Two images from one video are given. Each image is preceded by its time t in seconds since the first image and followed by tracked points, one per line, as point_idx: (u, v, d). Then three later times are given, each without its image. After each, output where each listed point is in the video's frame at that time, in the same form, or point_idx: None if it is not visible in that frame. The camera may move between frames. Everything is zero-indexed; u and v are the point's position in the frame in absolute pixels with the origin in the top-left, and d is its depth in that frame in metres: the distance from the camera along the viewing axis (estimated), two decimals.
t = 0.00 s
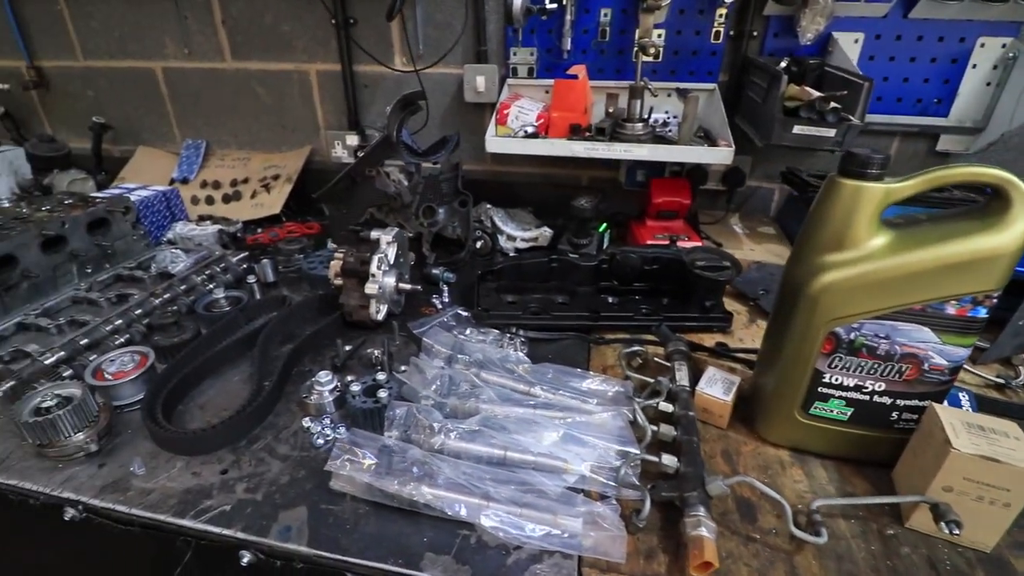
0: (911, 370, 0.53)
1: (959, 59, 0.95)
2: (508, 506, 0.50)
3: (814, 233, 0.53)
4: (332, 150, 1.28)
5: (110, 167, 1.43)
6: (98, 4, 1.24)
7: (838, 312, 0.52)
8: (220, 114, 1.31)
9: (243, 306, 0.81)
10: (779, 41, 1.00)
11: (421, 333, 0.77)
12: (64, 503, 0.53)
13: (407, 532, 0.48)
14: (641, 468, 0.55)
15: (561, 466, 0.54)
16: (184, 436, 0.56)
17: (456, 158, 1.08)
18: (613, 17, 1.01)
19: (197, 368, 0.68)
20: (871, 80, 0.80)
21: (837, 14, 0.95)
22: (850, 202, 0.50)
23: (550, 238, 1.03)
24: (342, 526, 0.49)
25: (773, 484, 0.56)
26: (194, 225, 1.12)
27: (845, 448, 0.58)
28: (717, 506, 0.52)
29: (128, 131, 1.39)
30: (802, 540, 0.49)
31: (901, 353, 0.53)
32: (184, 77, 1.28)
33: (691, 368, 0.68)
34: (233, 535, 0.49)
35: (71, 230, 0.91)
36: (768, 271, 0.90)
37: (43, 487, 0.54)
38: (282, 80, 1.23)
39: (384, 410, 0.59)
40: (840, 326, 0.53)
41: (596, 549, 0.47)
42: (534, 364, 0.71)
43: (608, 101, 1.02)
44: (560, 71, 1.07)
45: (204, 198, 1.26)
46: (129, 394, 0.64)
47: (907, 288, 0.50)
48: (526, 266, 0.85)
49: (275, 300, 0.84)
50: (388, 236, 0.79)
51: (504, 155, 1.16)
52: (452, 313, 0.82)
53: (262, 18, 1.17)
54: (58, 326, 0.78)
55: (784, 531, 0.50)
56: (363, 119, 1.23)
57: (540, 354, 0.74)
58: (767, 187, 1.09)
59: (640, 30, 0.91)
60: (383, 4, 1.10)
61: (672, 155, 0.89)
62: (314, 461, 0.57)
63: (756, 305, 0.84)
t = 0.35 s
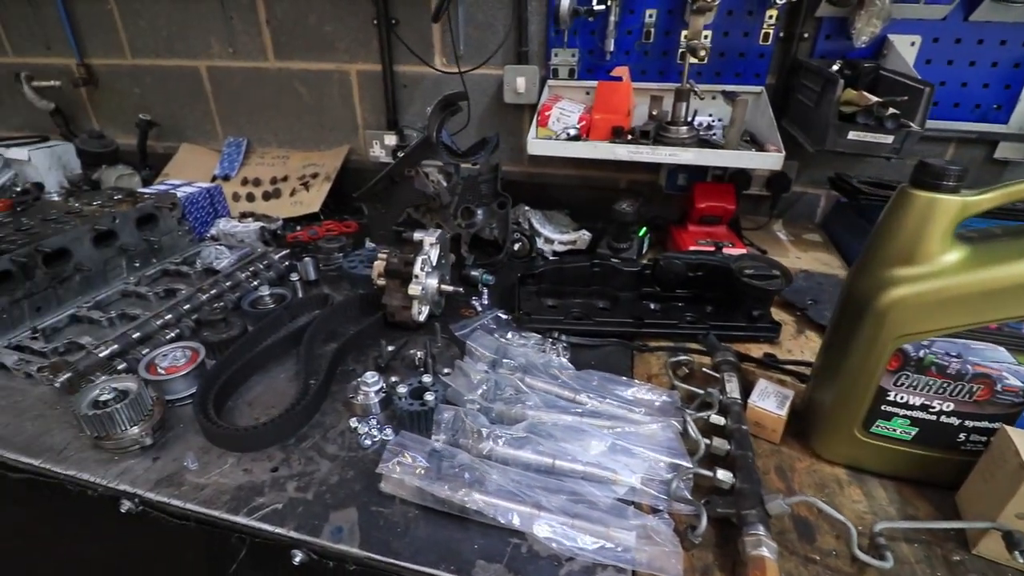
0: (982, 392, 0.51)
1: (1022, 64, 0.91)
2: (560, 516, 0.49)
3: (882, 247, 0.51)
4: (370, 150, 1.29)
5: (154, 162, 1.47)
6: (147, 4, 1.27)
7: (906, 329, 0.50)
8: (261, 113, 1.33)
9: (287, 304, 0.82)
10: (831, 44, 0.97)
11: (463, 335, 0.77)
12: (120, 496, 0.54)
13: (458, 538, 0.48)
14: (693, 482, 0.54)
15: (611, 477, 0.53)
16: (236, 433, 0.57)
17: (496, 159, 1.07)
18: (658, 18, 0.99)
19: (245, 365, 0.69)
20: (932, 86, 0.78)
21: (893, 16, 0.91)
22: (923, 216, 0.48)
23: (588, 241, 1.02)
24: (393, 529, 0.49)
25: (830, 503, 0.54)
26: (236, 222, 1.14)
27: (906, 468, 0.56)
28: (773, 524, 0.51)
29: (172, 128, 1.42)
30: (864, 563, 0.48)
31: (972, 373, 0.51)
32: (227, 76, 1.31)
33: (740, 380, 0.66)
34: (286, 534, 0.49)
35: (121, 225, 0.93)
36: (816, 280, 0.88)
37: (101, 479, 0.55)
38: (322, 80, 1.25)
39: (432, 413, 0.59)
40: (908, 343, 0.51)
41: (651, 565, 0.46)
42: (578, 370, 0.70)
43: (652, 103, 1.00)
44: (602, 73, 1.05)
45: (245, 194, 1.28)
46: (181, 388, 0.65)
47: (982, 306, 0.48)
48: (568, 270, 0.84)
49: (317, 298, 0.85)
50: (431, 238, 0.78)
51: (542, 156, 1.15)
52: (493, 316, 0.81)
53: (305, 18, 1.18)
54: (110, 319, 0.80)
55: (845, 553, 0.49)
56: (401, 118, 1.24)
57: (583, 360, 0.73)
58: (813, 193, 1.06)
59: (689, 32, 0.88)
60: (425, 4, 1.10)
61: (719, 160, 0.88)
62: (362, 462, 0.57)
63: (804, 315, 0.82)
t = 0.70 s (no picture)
0: None
1: None
2: (612, 527, 0.48)
3: (952, 260, 0.49)
4: (407, 149, 1.29)
5: (196, 159, 1.50)
6: (194, 4, 1.29)
7: (977, 347, 0.48)
8: (300, 112, 1.35)
9: (329, 302, 0.83)
10: (884, 47, 0.94)
11: (505, 338, 0.77)
12: (173, 489, 0.55)
13: (507, 545, 0.48)
14: (746, 497, 0.52)
15: (662, 489, 0.52)
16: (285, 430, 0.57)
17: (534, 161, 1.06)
18: (703, 19, 0.97)
19: (291, 362, 0.70)
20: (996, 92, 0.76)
21: (952, 18, 0.88)
22: (999, 228, 0.46)
23: (627, 245, 1.00)
24: (442, 533, 0.49)
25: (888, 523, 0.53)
26: (276, 219, 1.16)
27: (970, 490, 0.54)
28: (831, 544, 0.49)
29: (214, 125, 1.45)
30: None
31: None
32: (269, 76, 1.33)
33: (791, 393, 0.64)
34: (336, 534, 0.49)
35: (169, 221, 0.96)
36: (864, 291, 0.86)
37: (155, 471, 0.56)
38: (362, 80, 1.26)
39: (478, 417, 0.59)
40: (978, 361, 0.49)
41: None
42: (622, 377, 0.69)
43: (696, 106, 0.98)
44: (644, 75, 1.04)
45: (284, 192, 1.30)
46: (230, 384, 0.66)
47: None
48: (609, 275, 0.83)
49: (358, 297, 0.86)
50: (473, 240, 0.78)
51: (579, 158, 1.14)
52: (532, 319, 0.81)
53: (347, 19, 1.19)
54: (159, 313, 0.82)
55: None
56: (438, 119, 1.24)
57: (626, 367, 0.72)
58: (860, 200, 1.03)
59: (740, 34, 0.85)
60: (466, 5, 1.10)
61: (767, 166, 0.86)
62: (408, 463, 0.57)
63: (853, 326, 0.80)
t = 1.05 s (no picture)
0: None
1: None
2: (663, 541, 0.47)
3: None
4: (444, 151, 1.28)
5: (237, 158, 1.53)
6: (240, 6, 1.32)
7: None
8: (340, 113, 1.37)
9: (371, 302, 0.83)
10: (943, 52, 0.91)
11: (547, 344, 0.76)
12: (226, 484, 0.56)
13: (558, 555, 0.47)
14: (801, 516, 0.51)
15: (715, 504, 0.51)
16: (335, 430, 0.58)
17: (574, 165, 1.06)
18: (753, 22, 0.95)
19: (336, 362, 0.71)
20: None
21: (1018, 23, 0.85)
22: None
23: (668, 251, 0.99)
24: (491, 540, 0.49)
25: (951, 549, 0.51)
26: (316, 219, 1.17)
27: None
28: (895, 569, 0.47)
29: (255, 125, 1.47)
30: None
31: None
32: (310, 76, 1.35)
33: (845, 409, 0.63)
34: (386, 536, 0.50)
35: (215, 219, 0.98)
36: (918, 305, 0.83)
37: (208, 466, 0.57)
38: (402, 82, 1.27)
39: (524, 424, 0.58)
40: None
41: None
42: (667, 387, 0.68)
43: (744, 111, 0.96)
44: (689, 79, 1.02)
45: (322, 191, 1.32)
46: (278, 381, 0.67)
47: None
48: (652, 282, 0.82)
49: (399, 297, 0.86)
50: (516, 244, 0.78)
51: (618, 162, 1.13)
52: (574, 325, 0.80)
53: (389, 20, 1.20)
54: (206, 309, 0.84)
55: None
56: (476, 121, 1.24)
57: (671, 377, 0.71)
58: (911, 210, 1.00)
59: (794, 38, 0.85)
60: (509, 7, 1.10)
61: (818, 174, 0.84)
62: (455, 467, 0.57)
63: (906, 340, 0.77)
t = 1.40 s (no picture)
0: None
1: None
2: (714, 560, 0.46)
3: None
4: (478, 154, 1.28)
5: (274, 158, 1.56)
6: (281, 9, 1.34)
7: None
8: (375, 115, 1.38)
9: (409, 305, 0.84)
10: (1001, 59, 0.88)
11: (585, 351, 0.75)
12: (272, 483, 0.57)
13: (605, 570, 0.46)
14: (856, 539, 0.50)
15: (765, 523, 0.50)
16: (379, 433, 0.58)
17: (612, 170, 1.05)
18: (800, 26, 0.93)
19: (377, 364, 0.71)
20: None
21: None
22: None
23: (707, 259, 0.97)
24: (536, 551, 0.48)
25: None
26: (352, 220, 1.18)
27: None
28: None
29: (292, 126, 1.50)
30: None
31: None
32: (347, 79, 1.36)
33: (898, 428, 0.61)
34: (431, 542, 0.50)
35: (257, 219, 1.00)
36: (971, 321, 0.80)
37: (255, 465, 0.58)
38: (438, 85, 1.27)
39: (567, 433, 0.58)
40: None
41: None
42: (710, 399, 0.67)
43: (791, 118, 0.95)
44: (730, 84, 1.00)
45: (357, 193, 1.33)
46: (320, 382, 0.68)
47: None
48: (693, 291, 0.81)
49: (438, 300, 0.87)
50: (556, 250, 0.78)
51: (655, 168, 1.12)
52: (613, 333, 0.79)
53: (427, 24, 1.21)
54: (248, 308, 0.85)
55: None
56: (511, 124, 1.24)
57: (714, 390, 0.69)
58: (961, 221, 0.97)
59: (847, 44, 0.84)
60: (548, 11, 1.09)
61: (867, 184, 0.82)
62: (497, 475, 0.57)
63: (958, 358, 0.75)
